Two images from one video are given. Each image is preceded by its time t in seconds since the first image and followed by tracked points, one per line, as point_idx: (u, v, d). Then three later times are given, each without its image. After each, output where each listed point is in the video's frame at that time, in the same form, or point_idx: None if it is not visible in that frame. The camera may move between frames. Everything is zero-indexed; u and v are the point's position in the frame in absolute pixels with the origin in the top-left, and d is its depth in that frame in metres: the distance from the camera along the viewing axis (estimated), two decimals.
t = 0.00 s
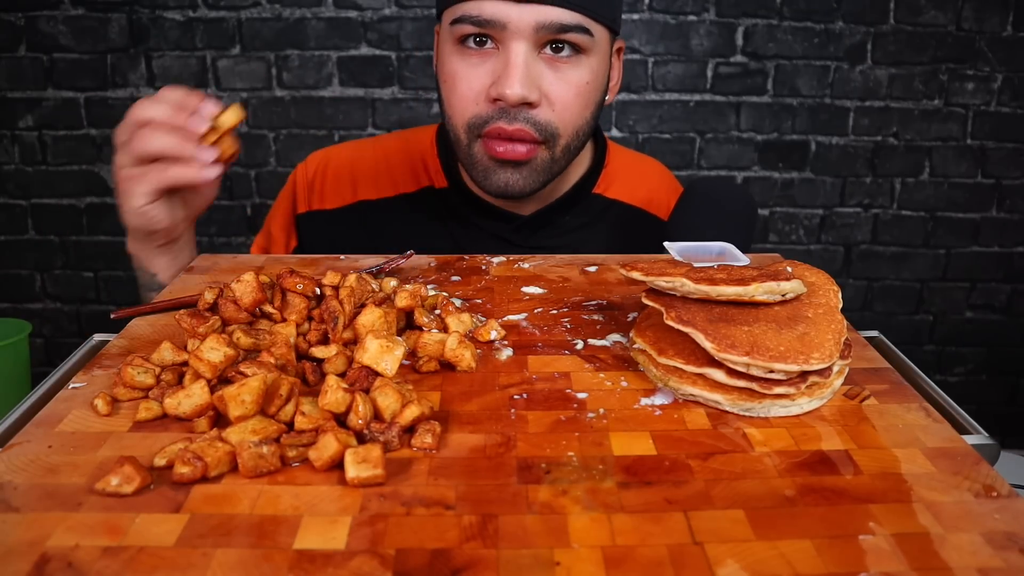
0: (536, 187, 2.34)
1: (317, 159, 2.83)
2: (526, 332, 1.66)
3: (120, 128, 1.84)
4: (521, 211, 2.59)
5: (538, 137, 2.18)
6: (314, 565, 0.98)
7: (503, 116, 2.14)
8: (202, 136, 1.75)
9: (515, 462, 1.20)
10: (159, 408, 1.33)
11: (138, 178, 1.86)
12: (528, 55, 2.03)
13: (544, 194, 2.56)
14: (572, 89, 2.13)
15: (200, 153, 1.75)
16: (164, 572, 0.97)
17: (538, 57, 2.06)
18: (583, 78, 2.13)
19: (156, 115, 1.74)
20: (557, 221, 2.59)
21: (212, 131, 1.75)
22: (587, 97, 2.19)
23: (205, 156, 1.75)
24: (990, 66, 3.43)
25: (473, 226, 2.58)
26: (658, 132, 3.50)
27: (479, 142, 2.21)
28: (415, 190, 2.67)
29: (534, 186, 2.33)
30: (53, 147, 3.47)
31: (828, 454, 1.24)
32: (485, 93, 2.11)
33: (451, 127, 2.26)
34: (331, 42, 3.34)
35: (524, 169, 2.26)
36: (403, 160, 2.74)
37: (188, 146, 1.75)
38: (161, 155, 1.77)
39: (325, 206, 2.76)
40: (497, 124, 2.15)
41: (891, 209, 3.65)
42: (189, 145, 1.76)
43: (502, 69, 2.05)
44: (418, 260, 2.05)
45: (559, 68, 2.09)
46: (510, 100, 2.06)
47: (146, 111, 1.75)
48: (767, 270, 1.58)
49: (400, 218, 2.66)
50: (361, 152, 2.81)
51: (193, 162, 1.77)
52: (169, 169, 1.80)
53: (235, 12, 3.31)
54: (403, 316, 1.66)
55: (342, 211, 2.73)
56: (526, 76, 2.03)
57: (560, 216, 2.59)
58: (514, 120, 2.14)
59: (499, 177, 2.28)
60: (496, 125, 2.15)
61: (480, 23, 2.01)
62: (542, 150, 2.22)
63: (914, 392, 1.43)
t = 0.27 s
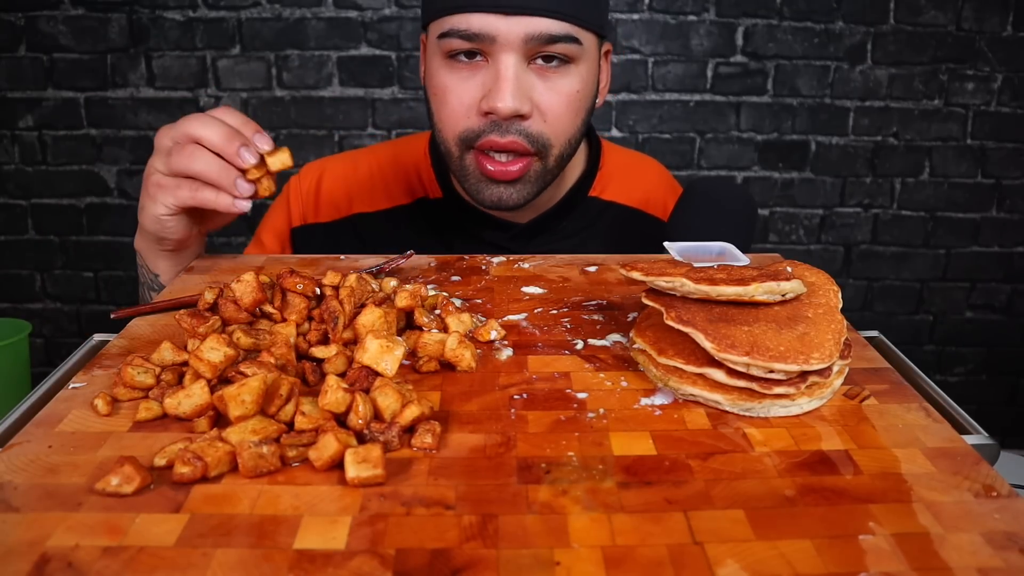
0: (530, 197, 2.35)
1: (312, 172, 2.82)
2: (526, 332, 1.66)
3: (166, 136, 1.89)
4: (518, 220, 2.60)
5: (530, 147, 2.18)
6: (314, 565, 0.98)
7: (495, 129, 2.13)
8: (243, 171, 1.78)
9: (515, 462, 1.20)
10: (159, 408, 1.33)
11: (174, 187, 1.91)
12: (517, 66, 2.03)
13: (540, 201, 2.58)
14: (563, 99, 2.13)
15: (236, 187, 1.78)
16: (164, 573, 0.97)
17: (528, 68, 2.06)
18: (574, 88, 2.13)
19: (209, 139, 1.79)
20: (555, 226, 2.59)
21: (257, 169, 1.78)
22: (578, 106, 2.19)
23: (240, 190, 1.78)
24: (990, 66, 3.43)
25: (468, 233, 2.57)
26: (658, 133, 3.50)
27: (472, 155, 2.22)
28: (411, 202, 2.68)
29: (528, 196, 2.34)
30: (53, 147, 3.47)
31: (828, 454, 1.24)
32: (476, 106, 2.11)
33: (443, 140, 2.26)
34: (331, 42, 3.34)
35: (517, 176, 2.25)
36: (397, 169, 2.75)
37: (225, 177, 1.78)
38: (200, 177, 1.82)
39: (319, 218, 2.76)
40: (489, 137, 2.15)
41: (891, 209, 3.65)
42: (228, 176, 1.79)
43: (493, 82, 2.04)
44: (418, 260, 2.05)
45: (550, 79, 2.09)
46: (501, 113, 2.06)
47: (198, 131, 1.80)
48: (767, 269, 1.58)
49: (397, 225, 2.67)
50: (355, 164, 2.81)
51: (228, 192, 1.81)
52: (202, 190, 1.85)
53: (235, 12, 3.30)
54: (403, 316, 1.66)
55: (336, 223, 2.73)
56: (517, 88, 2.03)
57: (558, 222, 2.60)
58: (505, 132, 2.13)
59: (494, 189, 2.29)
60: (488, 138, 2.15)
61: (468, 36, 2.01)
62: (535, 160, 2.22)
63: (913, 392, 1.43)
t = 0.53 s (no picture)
0: (531, 194, 2.35)
1: (309, 176, 2.83)
2: (526, 332, 1.66)
3: (178, 153, 1.88)
4: (516, 219, 2.60)
5: (532, 144, 2.19)
6: (314, 565, 0.98)
7: (496, 126, 2.14)
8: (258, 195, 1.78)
9: (515, 462, 1.20)
10: (159, 408, 1.33)
11: (185, 204, 1.92)
12: (518, 63, 2.03)
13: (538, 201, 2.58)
14: (563, 95, 2.13)
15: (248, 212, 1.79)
16: (164, 573, 0.97)
17: (528, 65, 2.06)
18: (574, 83, 2.14)
19: (226, 162, 1.79)
20: (551, 226, 2.59)
21: (270, 194, 1.78)
22: (578, 102, 2.19)
23: (251, 213, 1.79)
24: (990, 66, 3.43)
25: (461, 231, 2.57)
26: (658, 132, 3.50)
27: (473, 153, 2.21)
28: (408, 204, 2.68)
29: (529, 194, 2.34)
30: (53, 147, 3.47)
31: (828, 454, 1.24)
32: (476, 104, 2.10)
33: (442, 140, 2.25)
34: (331, 42, 3.34)
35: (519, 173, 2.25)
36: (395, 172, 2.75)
37: (240, 201, 1.79)
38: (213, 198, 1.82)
39: (315, 221, 2.75)
40: (490, 135, 2.15)
41: (891, 209, 3.65)
42: (241, 200, 1.79)
43: (493, 79, 2.04)
44: (418, 260, 2.05)
45: (550, 75, 2.09)
46: (503, 110, 2.06)
47: (214, 153, 1.80)
48: (767, 269, 1.59)
49: (392, 224, 2.67)
50: (352, 167, 2.82)
51: (240, 215, 1.82)
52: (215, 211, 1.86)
53: (235, 12, 3.31)
54: (403, 316, 1.67)
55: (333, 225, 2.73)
56: (517, 84, 2.03)
57: (555, 222, 2.60)
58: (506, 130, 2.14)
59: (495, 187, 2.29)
60: (489, 135, 2.15)
61: (467, 34, 2.01)
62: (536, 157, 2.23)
63: (913, 392, 1.43)
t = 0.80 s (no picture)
0: (534, 195, 2.37)
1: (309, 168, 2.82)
2: (526, 332, 1.66)
3: (235, 126, 1.96)
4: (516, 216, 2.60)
5: (537, 146, 2.20)
6: (314, 565, 0.98)
7: (502, 129, 2.15)
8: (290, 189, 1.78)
9: (515, 462, 1.20)
10: (159, 408, 1.33)
11: (223, 177, 1.96)
12: (524, 68, 2.02)
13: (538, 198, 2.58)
14: (568, 99, 2.14)
15: (277, 201, 1.77)
16: (164, 573, 0.97)
17: (534, 70, 2.05)
18: (578, 87, 2.14)
19: (273, 148, 1.82)
20: (550, 225, 2.59)
21: (306, 191, 1.77)
22: (581, 104, 2.20)
23: (280, 207, 1.77)
24: (990, 66, 3.43)
25: (461, 229, 2.57)
26: (658, 132, 3.50)
27: (477, 155, 2.23)
28: (408, 200, 2.69)
29: (531, 195, 2.36)
30: (53, 147, 3.47)
31: (827, 454, 1.24)
32: (482, 107, 2.11)
33: (446, 140, 2.26)
34: (331, 42, 3.34)
35: (524, 174, 2.27)
36: (395, 168, 2.75)
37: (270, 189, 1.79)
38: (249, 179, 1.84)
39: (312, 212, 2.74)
40: (496, 137, 2.16)
41: (891, 209, 3.65)
42: (274, 189, 1.79)
43: (499, 83, 2.04)
44: (418, 260, 2.05)
45: (555, 79, 2.09)
46: (509, 115, 2.07)
47: (267, 137, 1.83)
48: (767, 269, 1.59)
49: (392, 223, 2.67)
50: (352, 160, 2.82)
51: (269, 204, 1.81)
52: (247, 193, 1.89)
53: (235, 12, 3.31)
54: (403, 316, 1.67)
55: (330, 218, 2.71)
56: (524, 90, 2.03)
57: (554, 221, 2.60)
58: (511, 132, 2.15)
59: (498, 188, 2.31)
60: (494, 138, 2.16)
61: (474, 38, 2.00)
62: (539, 159, 2.25)
63: (913, 392, 1.43)
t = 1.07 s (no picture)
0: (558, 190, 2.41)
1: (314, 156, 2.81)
2: (526, 332, 1.66)
3: (291, 131, 2.02)
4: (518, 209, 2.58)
5: (571, 147, 2.22)
6: (314, 565, 0.98)
7: (541, 132, 2.15)
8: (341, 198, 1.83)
9: (515, 462, 1.20)
10: (159, 407, 1.33)
11: (274, 178, 2.02)
12: (566, 73, 2.03)
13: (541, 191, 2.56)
14: (599, 100, 2.17)
15: (326, 207, 1.82)
16: (164, 572, 0.97)
17: (573, 74, 2.06)
18: (606, 87, 2.18)
19: (328, 156, 1.87)
20: (551, 218, 2.58)
21: (354, 199, 1.82)
22: (606, 103, 2.23)
23: (330, 212, 1.82)
24: (990, 66, 3.43)
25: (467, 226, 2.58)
26: (658, 132, 3.50)
27: (512, 156, 2.23)
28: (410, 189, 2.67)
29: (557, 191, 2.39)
30: (53, 147, 3.47)
31: (828, 454, 1.24)
32: (521, 110, 2.10)
33: (478, 140, 2.24)
34: (331, 42, 3.34)
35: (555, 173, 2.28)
36: (396, 158, 2.73)
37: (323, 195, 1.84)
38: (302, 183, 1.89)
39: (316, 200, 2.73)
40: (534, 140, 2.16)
41: (891, 209, 3.65)
42: (325, 195, 1.84)
43: (543, 88, 2.04)
44: (418, 260, 2.05)
45: (591, 82, 2.11)
46: (553, 119, 2.07)
47: (325, 145, 1.89)
48: (767, 270, 1.59)
49: (394, 223, 2.66)
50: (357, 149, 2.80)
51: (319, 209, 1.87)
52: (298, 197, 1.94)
53: (235, 12, 3.31)
54: (403, 316, 1.67)
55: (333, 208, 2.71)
56: (568, 95, 2.04)
57: (554, 214, 2.59)
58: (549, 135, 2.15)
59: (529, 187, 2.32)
60: (534, 141, 2.17)
61: (518, 44, 1.98)
62: (571, 158, 2.27)
63: (913, 392, 1.43)
